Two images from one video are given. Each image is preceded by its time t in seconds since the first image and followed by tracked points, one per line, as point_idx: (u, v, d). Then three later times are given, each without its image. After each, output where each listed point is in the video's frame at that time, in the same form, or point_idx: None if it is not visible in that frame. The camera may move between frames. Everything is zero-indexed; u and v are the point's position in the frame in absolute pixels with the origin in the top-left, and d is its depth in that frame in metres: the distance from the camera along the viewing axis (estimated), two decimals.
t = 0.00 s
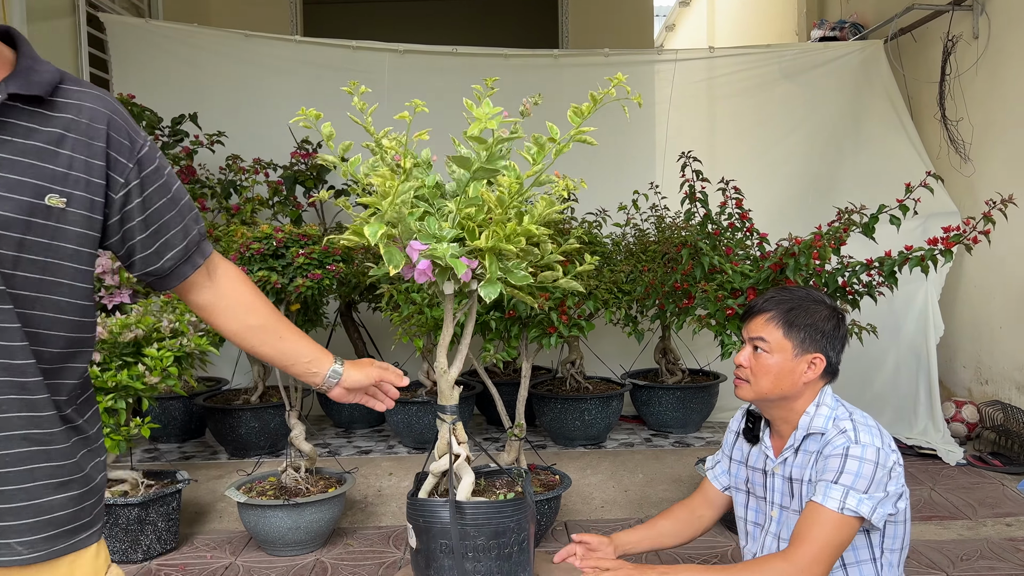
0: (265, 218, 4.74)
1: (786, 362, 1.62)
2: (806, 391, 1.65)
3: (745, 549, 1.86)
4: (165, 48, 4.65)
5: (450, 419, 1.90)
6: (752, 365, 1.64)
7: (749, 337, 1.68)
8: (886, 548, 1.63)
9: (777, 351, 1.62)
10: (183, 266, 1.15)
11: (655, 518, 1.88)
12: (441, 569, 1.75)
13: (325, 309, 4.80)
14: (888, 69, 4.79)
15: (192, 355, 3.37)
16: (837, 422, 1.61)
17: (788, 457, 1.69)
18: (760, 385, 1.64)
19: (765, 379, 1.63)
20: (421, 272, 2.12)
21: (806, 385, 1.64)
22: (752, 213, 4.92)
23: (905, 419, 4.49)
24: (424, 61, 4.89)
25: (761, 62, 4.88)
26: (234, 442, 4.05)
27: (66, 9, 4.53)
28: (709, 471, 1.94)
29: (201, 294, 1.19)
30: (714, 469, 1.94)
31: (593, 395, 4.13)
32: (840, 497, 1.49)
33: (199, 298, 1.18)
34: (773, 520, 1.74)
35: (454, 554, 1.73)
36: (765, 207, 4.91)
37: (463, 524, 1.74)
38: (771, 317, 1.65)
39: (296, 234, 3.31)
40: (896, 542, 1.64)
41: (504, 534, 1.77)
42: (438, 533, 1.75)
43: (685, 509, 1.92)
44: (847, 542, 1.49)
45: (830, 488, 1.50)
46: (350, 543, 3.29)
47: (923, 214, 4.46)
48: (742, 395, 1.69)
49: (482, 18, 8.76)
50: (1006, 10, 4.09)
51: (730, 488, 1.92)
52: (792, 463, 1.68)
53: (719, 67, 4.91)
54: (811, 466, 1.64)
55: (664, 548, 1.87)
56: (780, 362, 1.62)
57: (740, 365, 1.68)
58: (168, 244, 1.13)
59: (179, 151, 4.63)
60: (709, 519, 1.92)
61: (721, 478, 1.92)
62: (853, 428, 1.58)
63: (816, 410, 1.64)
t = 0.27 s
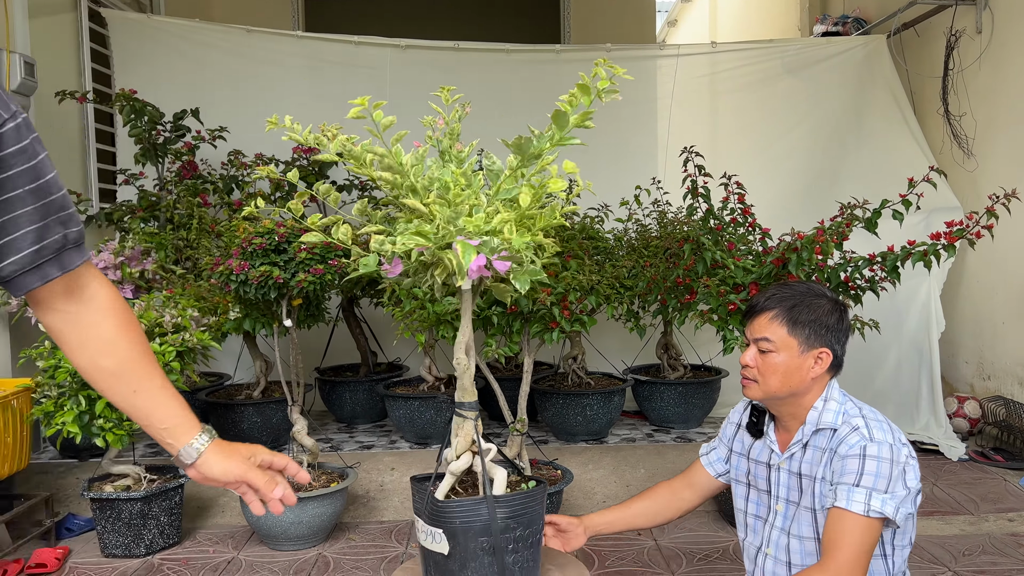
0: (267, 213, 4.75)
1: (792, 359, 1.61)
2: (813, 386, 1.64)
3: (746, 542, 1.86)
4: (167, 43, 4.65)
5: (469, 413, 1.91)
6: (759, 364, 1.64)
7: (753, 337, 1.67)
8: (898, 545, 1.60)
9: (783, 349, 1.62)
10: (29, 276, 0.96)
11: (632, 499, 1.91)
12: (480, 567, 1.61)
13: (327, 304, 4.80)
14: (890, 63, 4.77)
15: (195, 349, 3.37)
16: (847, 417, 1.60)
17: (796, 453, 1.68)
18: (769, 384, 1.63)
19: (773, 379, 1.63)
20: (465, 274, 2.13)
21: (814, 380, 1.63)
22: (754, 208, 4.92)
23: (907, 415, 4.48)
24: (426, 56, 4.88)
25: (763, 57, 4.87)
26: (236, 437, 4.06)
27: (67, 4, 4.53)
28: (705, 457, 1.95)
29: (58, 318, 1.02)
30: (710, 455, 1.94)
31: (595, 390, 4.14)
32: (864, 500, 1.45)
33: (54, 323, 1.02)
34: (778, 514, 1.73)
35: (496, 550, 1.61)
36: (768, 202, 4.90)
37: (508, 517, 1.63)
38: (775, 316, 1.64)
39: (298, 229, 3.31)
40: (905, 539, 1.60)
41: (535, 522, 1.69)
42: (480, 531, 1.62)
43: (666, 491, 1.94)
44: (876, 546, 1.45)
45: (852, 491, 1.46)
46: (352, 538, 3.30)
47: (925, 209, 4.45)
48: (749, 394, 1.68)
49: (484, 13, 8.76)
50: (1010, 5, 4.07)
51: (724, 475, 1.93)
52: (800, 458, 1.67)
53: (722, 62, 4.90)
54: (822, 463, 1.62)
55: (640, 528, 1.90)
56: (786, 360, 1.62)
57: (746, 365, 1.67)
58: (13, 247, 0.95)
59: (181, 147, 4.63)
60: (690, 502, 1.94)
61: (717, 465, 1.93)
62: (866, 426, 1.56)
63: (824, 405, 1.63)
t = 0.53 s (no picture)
0: (268, 209, 4.74)
1: (805, 363, 1.58)
2: (823, 385, 1.63)
3: (749, 538, 1.86)
4: (168, 39, 4.65)
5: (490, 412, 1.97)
6: (770, 368, 1.59)
7: (762, 340, 1.61)
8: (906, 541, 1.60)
9: (795, 353, 1.57)
10: None
11: (639, 496, 1.93)
12: (531, 557, 1.75)
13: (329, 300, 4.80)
14: (893, 59, 4.76)
15: (197, 345, 3.37)
16: (855, 416, 1.60)
17: (801, 451, 1.68)
18: (781, 388, 1.60)
19: (786, 382, 1.59)
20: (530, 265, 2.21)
21: (825, 379, 1.61)
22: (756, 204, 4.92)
23: (909, 411, 4.48)
24: (428, 52, 4.87)
25: (765, 53, 4.86)
26: (237, 432, 4.06)
27: None
28: (706, 456, 1.96)
29: None
30: (711, 454, 1.96)
31: (597, 386, 4.14)
32: (880, 502, 1.44)
33: None
34: (781, 511, 1.73)
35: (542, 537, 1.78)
36: (770, 198, 4.90)
37: (547, 506, 1.79)
38: (787, 320, 1.58)
39: (300, 225, 3.31)
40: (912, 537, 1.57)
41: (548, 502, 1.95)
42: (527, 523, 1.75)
43: (675, 488, 1.95)
44: (895, 549, 1.45)
45: (867, 494, 1.46)
46: (354, 533, 3.30)
47: (927, 206, 4.44)
48: (760, 397, 1.65)
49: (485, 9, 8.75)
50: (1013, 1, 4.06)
51: (725, 473, 1.94)
52: (806, 457, 1.67)
53: (724, 58, 4.89)
54: (830, 463, 1.62)
55: (649, 525, 1.92)
56: (798, 363, 1.58)
57: (756, 368, 1.62)
58: None
59: (183, 142, 4.63)
60: (698, 499, 1.94)
61: (719, 463, 1.94)
62: (876, 426, 1.56)
63: (831, 404, 1.63)
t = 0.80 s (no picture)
0: (269, 207, 4.74)
1: (808, 368, 1.57)
2: (826, 388, 1.63)
3: (751, 540, 1.86)
4: (169, 37, 4.65)
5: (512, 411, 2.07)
6: (774, 374, 1.59)
7: (762, 346, 1.60)
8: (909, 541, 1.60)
9: (798, 359, 1.56)
10: None
11: (654, 503, 1.93)
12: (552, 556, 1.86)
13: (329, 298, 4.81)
14: (894, 58, 4.76)
15: (197, 343, 3.37)
16: (856, 418, 1.59)
17: (802, 453, 1.68)
18: (785, 393, 1.60)
19: (789, 388, 1.59)
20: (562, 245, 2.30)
21: (827, 383, 1.61)
22: (757, 202, 4.92)
23: (910, 410, 4.49)
24: (428, 50, 4.87)
25: (766, 52, 4.86)
26: (238, 430, 4.06)
27: None
28: (709, 459, 1.96)
29: None
30: (713, 457, 1.95)
31: (597, 385, 4.14)
32: (881, 506, 1.45)
33: None
34: (782, 513, 1.74)
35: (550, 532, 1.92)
36: (770, 197, 4.90)
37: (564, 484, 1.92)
38: (790, 326, 1.57)
39: (301, 223, 3.31)
40: (913, 537, 1.57)
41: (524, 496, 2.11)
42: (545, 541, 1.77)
43: (689, 494, 1.95)
44: (896, 551, 1.45)
45: (868, 498, 1.46)
46: (354, 531, 3.31)
47: (928, 205, 4.44)
48: (763, 402, 1.64)
49: (485, 7, 8.74)
50: None
51: (730, 475, 1.94)
52: (807, 459, 1.67)
53: (725, 57, 4.88)
54: (831, 465, 1.62)
55: (664, 531, 1.92)
56: (802, 369, 1.57)
57: (759, 374, 1.61)
58: None
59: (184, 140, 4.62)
60: (711, 503, 1.95)
61: (722, 466, 1.94)
62: (877, 428, 1.55)
63: (832, 407, 1.62)
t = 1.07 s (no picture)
0: (269, 205, 4.74)
1: (807, 373, 1.58)
2: (824, 391, 1.64)
3: (750, 541, 1.86)
4: (170, 36, 4.65)
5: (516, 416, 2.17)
6: (773, 379, 1.59)
7: (760, 351, 1.61)
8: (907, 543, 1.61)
9: (796, 363, 1.57)
10: None
11: (665, 507, 1.93)
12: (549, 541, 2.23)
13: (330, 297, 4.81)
14: (894, 59, 4.76)
15: (197, 342, 3.38)
16: (855, 421, 1.59)
17: (801, 456, 1.68)
18: (784, 398, 1.60)
19: (788, 392, 1.59)
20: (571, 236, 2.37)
21: (826, 386, 1.62)
22: (757, 202, 4.92)
23: (910, 411, 4.49)
24: (429, 50, 4.87)
25: (766, 52, 4.86)
26: (238, 429, 4.07)
27: None
28: (711, 461, 1.96)
29: None
30: (716, 458, 1.95)
31: (597, 384, 4.15)
32: (877, 510, 1.45)
33: None
34: (781, 515, 1.74)
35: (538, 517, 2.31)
36: (771, 197, 4.90)
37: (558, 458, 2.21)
38: (787, 330, 1.57)
39: (301, 222, 3.32)
40: (911, 539, 1.57)
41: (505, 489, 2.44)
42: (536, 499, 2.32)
43: (698, 497, 1.96)
44: (892, 554, 1.46)
45: (865, 502, 1.47)
46: (354, 530, 3.31)
47: (929, 205, 4.44)
48: (762, 407, 1.65)
49: (486, 6, 8.73)
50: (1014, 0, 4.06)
51: (732, 477, 1.93)
52: (806, 462, 1.67)
53: (725, 57, 4.89)
54: (830, 468, 1.62)
55: (677, 535, 1.92)
56: (800, 373, 1.58)
57: (758, 379, 1.62)
58: None
59: (184, 139, 4.62)
60: (722, 504, 1.95)
61: (723, 468, 1.93)
62: (876, 431, 1.55)
63: (831, 409, 1.62)
